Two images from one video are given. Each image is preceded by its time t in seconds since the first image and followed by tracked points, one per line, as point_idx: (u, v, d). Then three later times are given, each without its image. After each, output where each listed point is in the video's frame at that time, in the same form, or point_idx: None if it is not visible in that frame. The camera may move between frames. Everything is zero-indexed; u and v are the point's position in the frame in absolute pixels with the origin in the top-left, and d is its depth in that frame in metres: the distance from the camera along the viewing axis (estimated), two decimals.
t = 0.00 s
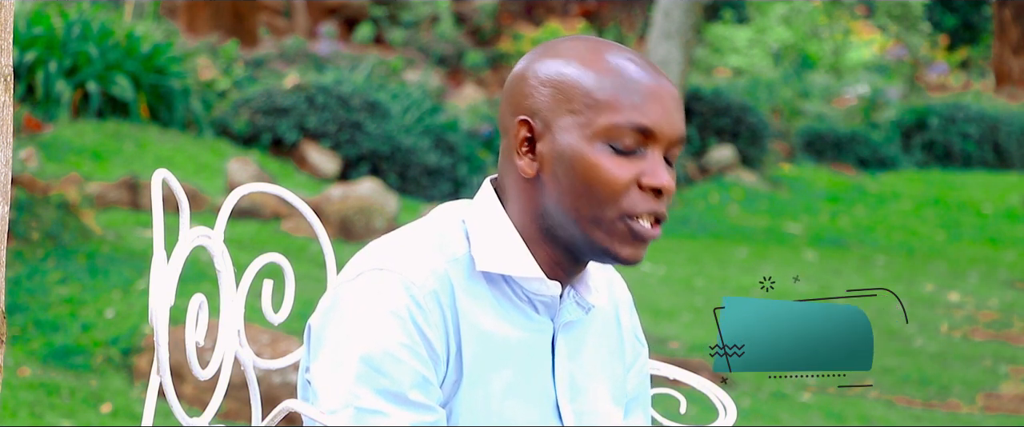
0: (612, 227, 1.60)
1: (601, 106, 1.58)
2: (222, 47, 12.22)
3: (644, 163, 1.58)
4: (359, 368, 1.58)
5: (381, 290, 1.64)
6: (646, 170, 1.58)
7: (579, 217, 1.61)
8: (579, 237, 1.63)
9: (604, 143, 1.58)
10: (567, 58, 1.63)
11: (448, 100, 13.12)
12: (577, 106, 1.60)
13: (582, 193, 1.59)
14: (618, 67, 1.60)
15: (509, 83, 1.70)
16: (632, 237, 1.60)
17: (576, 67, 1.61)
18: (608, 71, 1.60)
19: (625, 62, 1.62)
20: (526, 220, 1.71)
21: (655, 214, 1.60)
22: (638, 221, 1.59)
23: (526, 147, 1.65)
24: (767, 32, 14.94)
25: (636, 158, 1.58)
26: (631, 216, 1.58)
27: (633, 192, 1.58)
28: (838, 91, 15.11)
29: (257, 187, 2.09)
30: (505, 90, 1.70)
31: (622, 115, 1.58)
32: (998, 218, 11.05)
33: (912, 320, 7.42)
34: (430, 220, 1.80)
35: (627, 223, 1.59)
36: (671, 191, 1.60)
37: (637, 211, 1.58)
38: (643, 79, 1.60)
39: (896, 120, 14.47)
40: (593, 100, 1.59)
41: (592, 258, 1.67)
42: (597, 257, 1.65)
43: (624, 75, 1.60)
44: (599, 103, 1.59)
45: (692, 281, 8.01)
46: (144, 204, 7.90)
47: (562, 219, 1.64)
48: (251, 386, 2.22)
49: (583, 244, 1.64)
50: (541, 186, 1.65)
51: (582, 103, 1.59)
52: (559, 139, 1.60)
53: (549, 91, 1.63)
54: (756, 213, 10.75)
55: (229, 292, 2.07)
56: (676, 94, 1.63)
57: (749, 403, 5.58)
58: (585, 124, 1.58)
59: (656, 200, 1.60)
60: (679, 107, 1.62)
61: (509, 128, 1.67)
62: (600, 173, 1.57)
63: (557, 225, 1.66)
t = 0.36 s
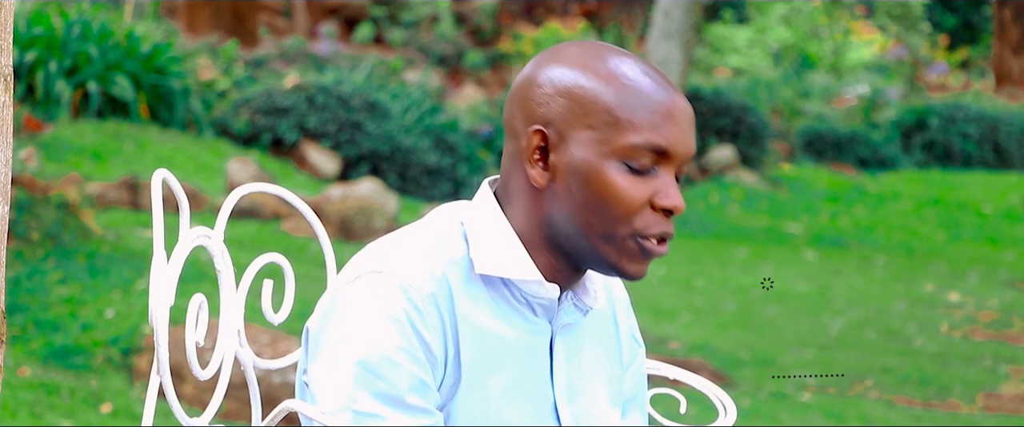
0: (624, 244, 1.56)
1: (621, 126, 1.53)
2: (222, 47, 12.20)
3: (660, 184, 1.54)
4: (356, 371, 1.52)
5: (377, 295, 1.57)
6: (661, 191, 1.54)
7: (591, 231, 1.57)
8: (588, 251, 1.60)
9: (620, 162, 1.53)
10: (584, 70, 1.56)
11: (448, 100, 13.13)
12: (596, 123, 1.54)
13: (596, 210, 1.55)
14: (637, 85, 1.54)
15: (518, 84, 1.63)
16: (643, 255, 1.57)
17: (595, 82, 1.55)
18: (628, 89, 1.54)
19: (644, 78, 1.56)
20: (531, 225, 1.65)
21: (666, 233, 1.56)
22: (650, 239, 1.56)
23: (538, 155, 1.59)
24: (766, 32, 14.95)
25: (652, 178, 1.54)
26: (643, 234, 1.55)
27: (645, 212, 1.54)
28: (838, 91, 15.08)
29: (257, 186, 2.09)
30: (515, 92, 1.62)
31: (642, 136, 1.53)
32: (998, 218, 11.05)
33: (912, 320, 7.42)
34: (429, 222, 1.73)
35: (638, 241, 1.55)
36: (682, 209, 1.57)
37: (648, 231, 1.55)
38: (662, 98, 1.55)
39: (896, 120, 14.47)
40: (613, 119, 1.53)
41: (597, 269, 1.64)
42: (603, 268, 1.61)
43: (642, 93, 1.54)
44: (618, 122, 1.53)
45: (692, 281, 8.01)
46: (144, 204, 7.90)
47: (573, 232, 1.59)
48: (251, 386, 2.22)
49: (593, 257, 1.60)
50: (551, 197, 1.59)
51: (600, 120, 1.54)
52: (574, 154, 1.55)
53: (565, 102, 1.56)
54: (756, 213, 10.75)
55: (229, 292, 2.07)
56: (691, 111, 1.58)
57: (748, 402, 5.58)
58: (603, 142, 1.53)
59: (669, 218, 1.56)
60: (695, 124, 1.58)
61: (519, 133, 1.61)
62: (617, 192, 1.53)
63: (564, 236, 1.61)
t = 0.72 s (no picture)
0: (639, 250, 1.55)
1: (637, 134, 1.52)
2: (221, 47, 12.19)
3: (675, 190, 1.54)
4: (356, 375, 1.49)
5: (378, 299, 1.55)
6: (675, 197, 1.53)
7: (606, 238, 1.55)
8: (602, 259, 1.58)
9: (637, 170, 1.52)
10: (598, 80, 1.55)
11: (448, 100, 13.14)
12: (612, 132, 1.53)
13: (614, 218, 1.53)
14: (650, 91, 1.54)
15: (527, 94, 1.61)
16: (659, 261, 1.56)
17: (609, 91, 1.54)
18: (643, 96, 1.53)
19: (658, 86, 1.55)
20: (539, 230, 1.62)
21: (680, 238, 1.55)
22: (666, 245, 1.55)
23: (552, 165, 1.56)
24: (767, 32, 14.96)
25: (667, 185, 1.53)
26: (659, 241, 1.54)
27: (662, 218, 1.53)
28: (837, 91, 15.09)
29: (257, 187, 2.08)
30: (526, 103, 1.61)
31: (657, 144, 1.52)
32: (998, 218, 11.07)
33: (912, 321, 7.42)
34: (430, 224, 1.71)
35: (654, 248, 1.54)
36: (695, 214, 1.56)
37: (666, 237, 1.54)
38: (676, 105, 1.54)
39: (896, 120, 14.47)
40: (629, 127, 1.52)
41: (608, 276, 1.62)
42: (616, 276, 1.59)
43: (655, 100, 1.53)
44: (635, 130, 1.52)
45: (692, 281, 8.01)
46: (144, 204, 7.90)
47: (587, 240, 1.57)
48: (251, 386, 2.22)
49: (606, 265, 1.58)
50: (564, 204, 1.57)
51: (616, 129, 1.52)
52: (592, 163, 1.53)
53: (578, 111, 1.55)
54: (756, 213, 10.75)
55: (229, 292, 2.06)
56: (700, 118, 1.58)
57: (749, 402, 5.57)
58: (620, 151, 1.52)
59: (684, 224, 1.55)
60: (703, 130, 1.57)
61: (531, 143, 1.59)
62: (634, 200, 1.52)
63: (577, 242, 1.59)
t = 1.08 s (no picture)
0: (647, 245, 1.55)
1: (642, 131, 1.52)
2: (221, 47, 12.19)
3: (679, 184, 1.55)
4: (360, 375, 1.48)
5: (382, 298, 1.55)
6: (680, 191, 1.55)
7: (613, 235, 1.56)
8: (607, 256, 1.59)
9: (643, 166, 1.53)
10: (598, 77, 1.55)
11: (448, 99, 13.15)
12: (616, 129, 1.53)
13: (622, 215, 1.54)
14: (651, 87, 1.54)
15: (525, 94, 1.60)
16: (667, 254, 1.57)
17: (611, 88, 1.54)
18: (645, 93, 1.54)
19: (657, 81, 1.56)
20: (542, 229, 1.63)
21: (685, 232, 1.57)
22: (673, 239, 1.56)
23: (557, 166, 1.56)
24: (767, 32, 14.97)
25: (672, 180, 1.55)
26: (666, 235, 1.55)
27: (667, 213, 1.54)
28: (838, 91, 15.08)
29: (257, 187, 2.08)
30: (524, 104, 1.60)
31: (661, 139, 1.53)
32: (998, 218, 11.07)
33: (912, 321, 7.42)
34: (432, 223, 1.71)
35: (661, 242, 1.55)
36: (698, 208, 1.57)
37: (672, 231, 1.55)
38: (677, 100, 1.55)
39: (896, 120, 14.47)
40: (634, 125, 1.53)
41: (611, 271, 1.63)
42: (620, 271, 1.60)
43: (657, 96, 1.54)
44: (639, 127, 1.53)
45: (692, 281, 8.01)
46: (144, 204, 7.91)
47: (594, 236, 1.58)
48: (251, 386, 2.22)
49: (611, 262, 1.59)
50: (570, 203, 1.57)
51: (620, 126, 1.53)
52: (599, 162, 1.53)
53: (581, 110, 1.55)
54: (756, 213, 10.75)
55: (229, 292, 2.06)
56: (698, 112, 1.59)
57: (748, 402, 5.57)
58: (626, 148, 1.52)
59: (688, 217, 1.57)
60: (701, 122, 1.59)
61: (533, 143, 1.59)
62: (642, 197, 1.53)
63: (583, 239, 1.60)
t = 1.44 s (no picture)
0: (649, 259, 1.55)
1: (654, 150, 1.50)
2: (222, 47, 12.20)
3: (684, 203, 1.54)
4: (360, 376, 1.48)
5: (382, 299, 1.55)
6: (684, 209, 1.54)
7: (617, 247, 1.55)
8: (609, 265, 1.58)
9: (653, 184, 1.51)
10: (615, 90, 1.51)
11: (448, 99, 13.16)
12: (630, 145, 1.50)
13: (627, 230, 1.53)
14: (667, 105, 1.51)
15: (539, 98, 1.56)
16: (667, 267, 1.57)
17: (628, 103, 1.50)
18: (661, 110, 1.51)
19: (673, 97, 1.53)
20: (544, 233, 1.62)
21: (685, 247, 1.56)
22: (673, 254, 1.55)
23: (564, 175, 1.54)
24: (767, 32, 14.96)
25: (679, 198, 1.53)
26: (667, 251, 1.54)
27: (672, 229, 1.53)
28: (838, 91, 15.09)
29: (257, 187, 2.08)
30: (538, 108, 1.55)
31: (673, 159, 1.50)
32: (998, 218, 11.07)
33: (912, 321, 7.42)
34: (431, 224, 1.71)
35: (661, 257, 1.55)
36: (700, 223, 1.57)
37: (674, 247, 1.54)
38: (690, 118, 1.53)
39: (896, 120, 14.48)
40: (648, 143, 1.50)
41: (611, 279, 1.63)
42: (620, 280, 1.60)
43: (673, 115, 1.51)
44: (653, 145, 1.50)
45: (692, 281, 8.01)
46: (144, 204, 7.91)
47: (597, 245, 1.57)
48: (251, 386, 2.22)
49: (612, 271, 1.58)
50: (576, 211, 1.56)
51: (634, 143, 1.50)
52: (609, 177, 1.51)
53: (596, 121, 1.51)
54: (755, 213, 10.75)
55: (229, 292, 2.06)
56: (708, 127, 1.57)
57: (749, 402, 5.56)
58: (637, 166, 1.50)
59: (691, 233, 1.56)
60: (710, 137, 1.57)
61: (544, 149, 1.56)
62: (649, 214, 1.51)
63: (587, 247, 1.59)
